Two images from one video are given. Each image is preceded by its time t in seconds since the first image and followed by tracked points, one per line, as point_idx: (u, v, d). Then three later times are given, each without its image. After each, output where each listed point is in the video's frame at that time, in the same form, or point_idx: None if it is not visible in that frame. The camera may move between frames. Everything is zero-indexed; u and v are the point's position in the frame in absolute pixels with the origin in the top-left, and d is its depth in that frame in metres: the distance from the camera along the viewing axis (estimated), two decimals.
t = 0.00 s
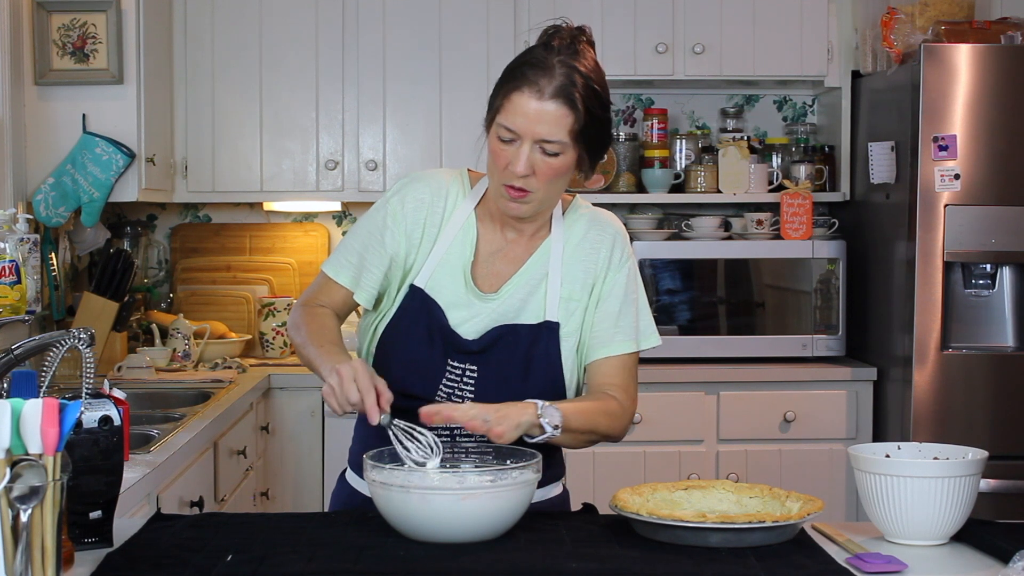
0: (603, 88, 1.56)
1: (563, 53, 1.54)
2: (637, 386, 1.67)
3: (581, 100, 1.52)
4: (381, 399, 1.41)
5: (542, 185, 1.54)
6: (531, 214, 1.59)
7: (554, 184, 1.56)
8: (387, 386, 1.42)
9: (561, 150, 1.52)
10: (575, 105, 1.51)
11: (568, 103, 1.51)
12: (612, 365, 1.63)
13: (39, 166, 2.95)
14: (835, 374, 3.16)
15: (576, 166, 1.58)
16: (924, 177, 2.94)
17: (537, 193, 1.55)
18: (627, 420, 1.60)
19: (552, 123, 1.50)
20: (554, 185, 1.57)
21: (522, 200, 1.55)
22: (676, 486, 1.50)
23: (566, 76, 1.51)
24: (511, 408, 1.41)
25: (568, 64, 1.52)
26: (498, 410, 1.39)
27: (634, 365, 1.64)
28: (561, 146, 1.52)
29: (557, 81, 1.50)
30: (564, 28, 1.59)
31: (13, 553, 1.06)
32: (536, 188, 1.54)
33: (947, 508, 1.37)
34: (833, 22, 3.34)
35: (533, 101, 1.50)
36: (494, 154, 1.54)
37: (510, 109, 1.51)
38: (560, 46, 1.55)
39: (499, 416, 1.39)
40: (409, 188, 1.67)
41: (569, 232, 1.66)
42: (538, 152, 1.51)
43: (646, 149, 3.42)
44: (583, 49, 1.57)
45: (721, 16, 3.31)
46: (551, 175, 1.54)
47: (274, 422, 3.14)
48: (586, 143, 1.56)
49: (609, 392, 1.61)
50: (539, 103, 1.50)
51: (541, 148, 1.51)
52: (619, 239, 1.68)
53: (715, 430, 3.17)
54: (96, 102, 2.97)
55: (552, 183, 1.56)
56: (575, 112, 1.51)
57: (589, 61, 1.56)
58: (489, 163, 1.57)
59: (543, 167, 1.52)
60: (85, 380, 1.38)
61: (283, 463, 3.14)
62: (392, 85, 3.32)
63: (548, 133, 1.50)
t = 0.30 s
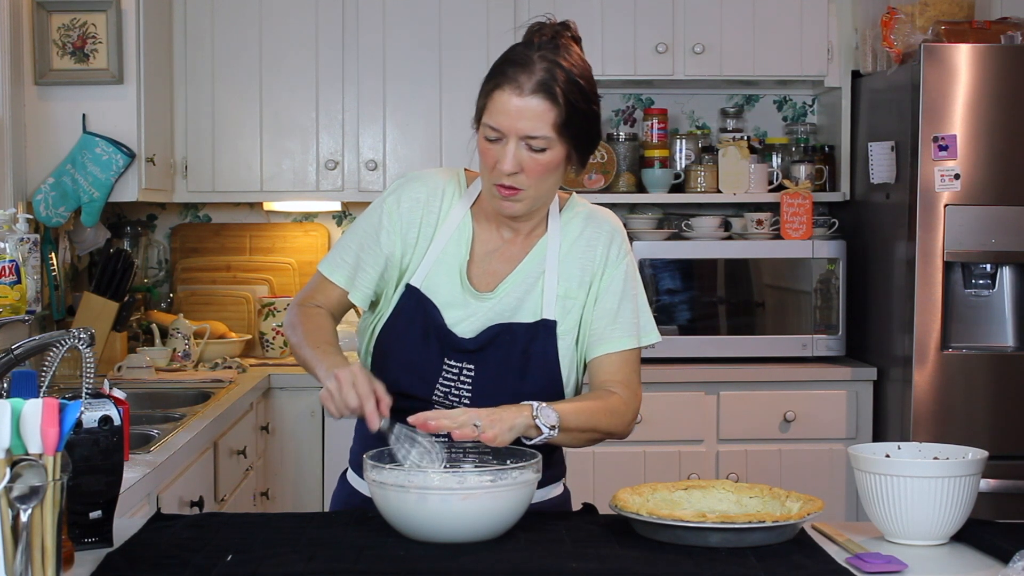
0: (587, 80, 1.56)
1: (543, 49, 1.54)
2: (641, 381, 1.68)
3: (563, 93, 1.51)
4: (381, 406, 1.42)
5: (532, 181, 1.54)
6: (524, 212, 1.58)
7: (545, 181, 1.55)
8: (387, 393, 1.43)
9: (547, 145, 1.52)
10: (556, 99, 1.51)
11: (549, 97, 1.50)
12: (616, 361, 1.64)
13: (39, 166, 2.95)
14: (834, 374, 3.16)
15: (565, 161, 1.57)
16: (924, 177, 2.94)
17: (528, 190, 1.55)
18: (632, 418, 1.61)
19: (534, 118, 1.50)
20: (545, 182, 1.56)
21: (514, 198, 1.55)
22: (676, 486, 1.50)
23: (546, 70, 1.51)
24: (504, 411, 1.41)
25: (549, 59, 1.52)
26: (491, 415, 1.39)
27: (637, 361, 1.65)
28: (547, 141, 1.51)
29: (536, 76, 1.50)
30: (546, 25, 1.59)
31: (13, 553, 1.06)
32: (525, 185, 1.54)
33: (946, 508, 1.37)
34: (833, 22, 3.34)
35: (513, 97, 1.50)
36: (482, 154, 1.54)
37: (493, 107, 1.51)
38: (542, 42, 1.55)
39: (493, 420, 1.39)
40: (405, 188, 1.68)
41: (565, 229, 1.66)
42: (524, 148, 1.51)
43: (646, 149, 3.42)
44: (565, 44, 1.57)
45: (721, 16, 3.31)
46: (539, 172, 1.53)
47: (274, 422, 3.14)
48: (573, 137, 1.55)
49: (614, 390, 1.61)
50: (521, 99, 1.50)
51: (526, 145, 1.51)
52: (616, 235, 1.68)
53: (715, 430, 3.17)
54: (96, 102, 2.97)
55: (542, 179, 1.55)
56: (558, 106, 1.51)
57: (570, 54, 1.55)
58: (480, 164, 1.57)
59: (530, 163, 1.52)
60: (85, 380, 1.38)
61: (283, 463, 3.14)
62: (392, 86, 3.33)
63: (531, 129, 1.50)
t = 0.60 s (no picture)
0: (575, 76, 1.55)
1: (528, 46, 1.55)
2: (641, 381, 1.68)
3: (549, 89, 1.51)
4: (382, 412, 1.41)
5: (524, 180, 1.53)
6: (521, 212, 1.58)
7: (538, 179, 1.55)
8: (389, 399, 1.42)
9: (536, 142, 1.51)
10: (542, 94, 1.51)
11: (535, 94, 1.50)
12: (614, 361, 1.64)
13: (39, 166, 2.95)
14: (834, 374, 3.16)
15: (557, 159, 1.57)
16: (924, 178, 2.94)
17: (521, 188, 1.54)
18: (634, 417, 1.61)
19: (522, 116, 1.50)
20: (539, 180, 1.56)
21: (508, 198, 1.54)
22: (676, 486, 1.50)
23: (531, 67, 1.51)
24: (506, 410, 1.41)
25: (534, 56, 1.53)
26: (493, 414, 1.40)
27: (637, 360, 1.65)
28: (536, 138, 1.51)
29: (521, 73, 1.51)
30: (534, 25, 1.60)
31: (13, 553, 1.06)
32: (518, 184, 1.53)
33: (947, 507, 1.37)
34: (833, 21, 3.34)
35: (500, 95, 1.50)
36: (474, 155, 1.54)
37: (481, 107, 1.51)
38: (529, 40, 1.56)
39: (494, 419, 1.39)
40: (405, 188, 1.68)
41: (565, 229, 1.66)
42: (514, 146, 1.51)
43: (646, 149, 3.42)
44: (552, 42, 1.57)
45: (721, 16, 3.31)
46: (531, 169, 1.53)
47: (274, 422, 3.14)
48: (562, 133, 1.54)
49: (615, 390, 1.61)
50: (506, 97, 1.50)
51: (516, 143, 1.51)
52: (616, 235, 1.68)
53: (715, 430, 3.17)
54: (96, 102, 2.97)
55: (535, 177, 1.55)
56: (544, 102, 1.51)
57: (557, 51, 1.56)
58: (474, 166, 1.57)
59: (521, 161, 1.51)
60: (85, 380, 1.38)
61: (283, 463, 3.14)
62: (392, 85, 3.33)
63: (519, 126, 1.49)
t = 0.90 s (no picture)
0: (565, 74, 1.55)
1: (518, 46, 1.55)
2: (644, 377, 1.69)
3: (539, 87, 1.51)
4: (383, 410, 1.41)
5: (519, 179, 1.53)
6: (518, 212, 1.57)
7: (533, 178, 1.54)
8: (388, 397, 1.43)
9: (529, 141, 1.51)
10: (532, 92, 1.50)
11: (525, 92, 1.50)
12: (617, 359, 1.64)
13: (39, 166, 2.95)
14: (834, 374, 3.16)
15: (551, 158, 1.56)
16: (924, 178, 2.94)
17: (517, 188, 1.54)
18: (637, 415, 1.62)
19: (513, 115, 1.50)
20: (535, 180, 1.55)
21: (503, 199, 1.54)
22: (676, 486, 1.50)
23: (521, 66, 1.51)
24: (514, 410, 1.41)
25: (523, 55, 1.52)
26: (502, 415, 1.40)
27: (640, 358, 1.66)
28: (528, 136, 1.50)
29: (511, 72, 1.51)
30: (523, 25, 1.60)
31: (13, 553, 1.06)
32: (512, 184, 1.53)
33: (947, 508, 1.37)
34: (833, 22, 3.34)
35: (490, 96, 1.50)
36: (469, 157, 1.54)
37: (472, 108, 1.51)
38: (518, 40, 1.56)
39: (503, 420, 1.40)
40: (404, 190, 1.68)
41: (564, 228, 1.66)
42: (507, 146, 1.50)
43: (646, 149, 3.42)
44: (543, 40, 1.57)
45: (721, 16, 3.31)
46: (526, 169, 1.52)
47: (274, 422, 3.14)
48: (554, 132, 1.54)
49: (618, 389, 1.62)
50: (496, 97, 1.50)
51: (509, 143, 1.50)
52: (617, 234, 1.68)
53: (715, 430, 3.17)
54: (96, 102, 2.97)
55: (530, 177, 1.54)
56: (534, 101, 1.51)
57: (546, 50, 1.55)
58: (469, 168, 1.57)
59: (514, 161, 1.51)
60: (85, 380, 1.38)
61: (283, 463, 3.14)
62: (392, 85, 3.33)
63: (510, 125, 1.49)
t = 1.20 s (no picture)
0: (556, 75, 1.54)
1: (508, 46, 1.54)
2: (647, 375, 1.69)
3: (526, 88, 1.50)
4: (383, 392, 1.41)
5: (508, 180, 1.53)
6: (509, 212, 1.57)
7: (522, 178, 1.54)
8: (387, 378, 1.43)
9: (517, 141, 1.50)
10: (519, 92, 1.50)
11: (512, 92, 1.50)
12: (620, 359, 1.64)
13: (39, 165, 2.95)
14: (834, 374, 3.16)
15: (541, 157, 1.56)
16: (924, 178, 2.94)
17: (505, 189, 1.54)
18: (642, 414, 1.62)
19: (499, 115, 1.49)
20: (525, 180, 1.55)
21: (493, 199, 1.54)
22: (676, 486, 1.50)
23: (508, 66, 1.51)
24: (519, 412, 1.41)
25: (513, 55, 1.52)
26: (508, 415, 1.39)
27: (642, 358, 1.66)
28: (516, 137, 1.50)
29: (499, 73, 1.50)
30: (517, 25, 1.60)
31: (13, 553, 1.06)
32: (501, 184, 1.52)
33: (947, 508, 1.37)
34: (833, 22, 3.34)
35: (478, 96, 1.50)
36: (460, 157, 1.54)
37: (461, 108, 1.51)
38: (509, 40, 1.56)
39: (509, 420, 1.39)
40: (403, 192, 1.68)
41: (564, 228, 1.66)
42: (494, 146, 1.50)
43: (646, 149, 3.42)
44: (535, 40, 1.57)
45: (721, 17, 3.31)
46: (514, 169, 1.52)
47: (274, 422, 3.14)
48: (544, 132, 1.53)
49: (622, 389, 1.61)
50: (483, 97, 1.50)
51: (496, 143, 1.50)
52: (617, 233, 1.68)
53: (716, 430, 3.17)
54: (96, 102, 2.97)
55: (520, 176, 1.54)
56: (521, 101, 1.50)
57: (537, 50, 1.55)
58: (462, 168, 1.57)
59: (502, 161, 1.51)
60: (86, 380, 1.37)
61: (283, 463, 3.14)
62: (392, 85, 3.33)
63: (497, 126, 1.49)
